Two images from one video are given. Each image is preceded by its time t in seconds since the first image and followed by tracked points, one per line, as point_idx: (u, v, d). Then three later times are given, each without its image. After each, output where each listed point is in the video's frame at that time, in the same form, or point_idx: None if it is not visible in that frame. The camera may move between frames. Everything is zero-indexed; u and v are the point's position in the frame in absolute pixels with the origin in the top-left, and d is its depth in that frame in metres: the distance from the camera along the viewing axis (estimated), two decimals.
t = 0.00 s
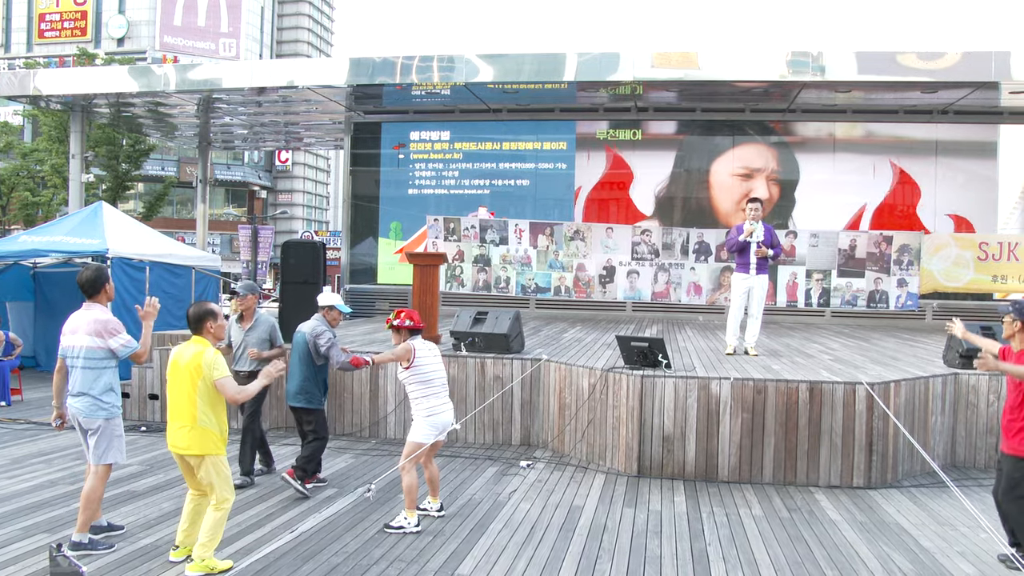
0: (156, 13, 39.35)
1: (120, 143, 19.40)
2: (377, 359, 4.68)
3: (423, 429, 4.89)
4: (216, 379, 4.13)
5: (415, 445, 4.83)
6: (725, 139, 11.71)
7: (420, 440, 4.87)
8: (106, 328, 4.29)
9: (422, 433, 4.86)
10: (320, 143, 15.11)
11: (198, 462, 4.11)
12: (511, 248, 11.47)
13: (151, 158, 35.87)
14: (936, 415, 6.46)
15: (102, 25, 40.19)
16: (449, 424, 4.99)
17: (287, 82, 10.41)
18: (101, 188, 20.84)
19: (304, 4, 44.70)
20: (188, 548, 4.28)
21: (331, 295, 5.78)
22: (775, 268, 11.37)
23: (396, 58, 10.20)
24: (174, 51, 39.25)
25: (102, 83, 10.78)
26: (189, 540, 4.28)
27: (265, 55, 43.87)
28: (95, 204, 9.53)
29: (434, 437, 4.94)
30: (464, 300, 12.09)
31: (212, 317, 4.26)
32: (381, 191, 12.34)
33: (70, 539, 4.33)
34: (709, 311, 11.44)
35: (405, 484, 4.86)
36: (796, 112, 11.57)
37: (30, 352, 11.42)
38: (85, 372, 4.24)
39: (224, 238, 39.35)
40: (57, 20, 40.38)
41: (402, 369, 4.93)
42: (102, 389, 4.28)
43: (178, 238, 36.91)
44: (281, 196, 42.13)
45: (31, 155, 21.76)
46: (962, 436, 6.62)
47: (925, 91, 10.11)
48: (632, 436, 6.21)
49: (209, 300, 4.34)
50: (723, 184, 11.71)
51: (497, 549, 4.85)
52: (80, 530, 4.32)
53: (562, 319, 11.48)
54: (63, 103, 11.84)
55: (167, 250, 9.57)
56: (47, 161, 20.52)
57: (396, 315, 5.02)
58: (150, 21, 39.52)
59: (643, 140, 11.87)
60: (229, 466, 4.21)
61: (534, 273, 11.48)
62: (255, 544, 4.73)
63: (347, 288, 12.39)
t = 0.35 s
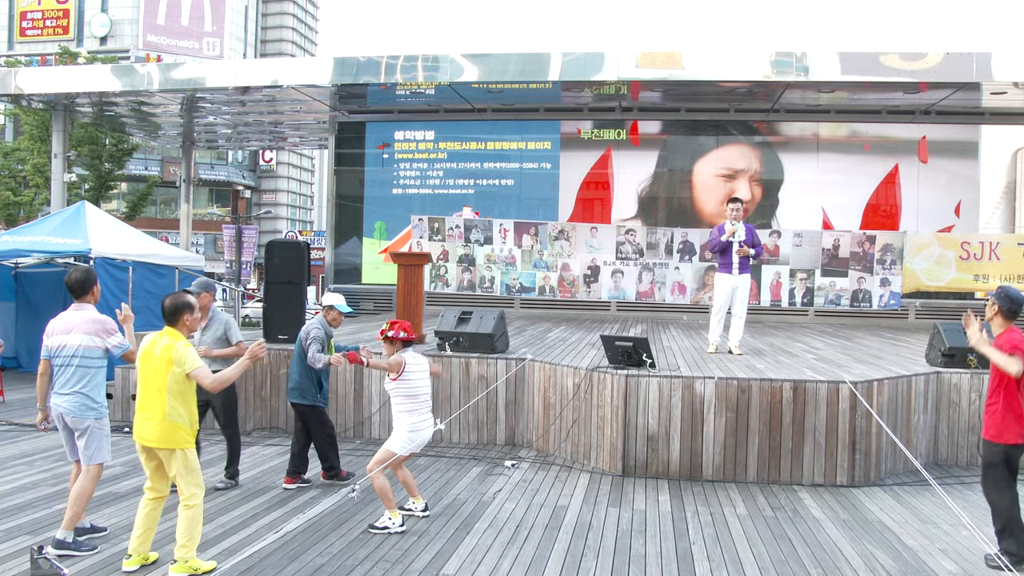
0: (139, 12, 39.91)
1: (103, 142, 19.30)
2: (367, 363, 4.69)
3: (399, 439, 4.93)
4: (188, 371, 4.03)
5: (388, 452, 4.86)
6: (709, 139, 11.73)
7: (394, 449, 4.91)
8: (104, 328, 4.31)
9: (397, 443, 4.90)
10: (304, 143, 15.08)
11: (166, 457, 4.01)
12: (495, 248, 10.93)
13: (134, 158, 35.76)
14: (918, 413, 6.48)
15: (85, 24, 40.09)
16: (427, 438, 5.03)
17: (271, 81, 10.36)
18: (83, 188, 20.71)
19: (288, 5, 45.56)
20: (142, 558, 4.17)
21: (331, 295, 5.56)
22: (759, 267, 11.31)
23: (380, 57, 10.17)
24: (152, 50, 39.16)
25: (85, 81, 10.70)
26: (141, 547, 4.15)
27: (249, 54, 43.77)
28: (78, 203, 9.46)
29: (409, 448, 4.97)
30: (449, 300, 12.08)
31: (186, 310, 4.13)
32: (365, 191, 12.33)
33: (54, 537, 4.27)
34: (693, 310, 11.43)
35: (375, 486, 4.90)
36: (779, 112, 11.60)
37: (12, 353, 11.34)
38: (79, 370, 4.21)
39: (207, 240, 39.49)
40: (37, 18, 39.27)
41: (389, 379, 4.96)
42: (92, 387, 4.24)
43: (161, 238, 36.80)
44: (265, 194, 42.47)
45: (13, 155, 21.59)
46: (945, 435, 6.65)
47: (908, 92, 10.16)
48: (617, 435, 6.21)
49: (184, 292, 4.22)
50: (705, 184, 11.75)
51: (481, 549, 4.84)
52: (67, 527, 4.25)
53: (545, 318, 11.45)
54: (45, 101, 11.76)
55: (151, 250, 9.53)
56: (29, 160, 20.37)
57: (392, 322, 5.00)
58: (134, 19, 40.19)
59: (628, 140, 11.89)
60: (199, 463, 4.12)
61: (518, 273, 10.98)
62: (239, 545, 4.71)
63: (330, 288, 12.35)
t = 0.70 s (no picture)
0: (114, 10, 39.36)
1: (78, 141, 19.14)
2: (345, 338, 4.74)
3: (386, 424, 4.90)
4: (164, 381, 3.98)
5: (380, 441, 4.84)
6: (687, 138, 11.78)
7: (385, 436, 4.88)
8: (62, 330, 4.21)
9: (386, 429, 4.88)
10: (281, 142, 15.01)
11: (140, 459, 3.97)
12: (474, 248, 10.88)
13: (111, 157, 35.57)
14: (895, 411, 6.52)
15: (60, 21, 39.69)
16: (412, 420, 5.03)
17: (249, 81, 10.30)
18: (58, 187, 20.54)
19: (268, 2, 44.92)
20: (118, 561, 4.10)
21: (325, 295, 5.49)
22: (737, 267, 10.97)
23: (359, 56, 10.14)
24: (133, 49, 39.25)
25: (61, 80, 10.60)
26: (117, 550, 4.08)
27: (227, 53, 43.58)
28: (54, 203, 9.39)
29: (397, 433, 4.95)
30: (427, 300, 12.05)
31: (166, 315, 4.09)
32: (343, 191, 12.28)
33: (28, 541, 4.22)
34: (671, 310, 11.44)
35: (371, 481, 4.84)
36: (758, 112, 11.65)
37: None
38: (38, 372, 4.18)
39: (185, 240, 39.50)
40: (13, 16, 39.40)
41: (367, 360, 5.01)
42: (54, 388, 4.19)
43: (138, 238, 36.67)
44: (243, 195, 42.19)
45: None
46: (921, 432, 6.69)
47: (884, 92, 10.24)
48: (596, 435, 6.22)
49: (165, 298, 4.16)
50: (681, 184, 11.82)
51: (460, 549, 4.83)
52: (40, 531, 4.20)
53: (523, 318, 11.43)
54: (20, 100, 11.64)
55: (128, 250, 9.48)
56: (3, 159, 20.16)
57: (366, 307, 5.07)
58: (110, 18, 39.53)
59: (607, 139, 11.91)
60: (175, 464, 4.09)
61: (497, 273, 10.92)
62: (216, 547, 4.68)
63: (307, 288, 12.30)
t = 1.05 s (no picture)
0: (80, 7, 38.97)
1: (43, 140, 18.91)
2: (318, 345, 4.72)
3: (353, 429, 4.92)
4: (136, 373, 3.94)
5: (346, 444, 4.85)
6: (656, 138, 11.85)
7: (350, 441, 4.88)
8: None
9: (352, 434, 4.89)
10: (250, 142, 14.91)
11: (121, 459, 3.92)
12: (443, 247, 10.86)
13: (76, 156, 35.27)
14: (861, 409, 6.57)
15: (23, 18, 39.15)
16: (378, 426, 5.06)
17: (217, 79, 10.21)
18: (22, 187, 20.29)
19: (235, 1, 45.08)
20: (95, 555, 4.12)
21: (305, 295, 5.46)
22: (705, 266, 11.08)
23: (328, 55, 10.11)
24: (99, 47, 39.38)
25: (26, 78, 10.45)
26: (94, 544, 4.10)
27: (194, 51, 43.40)
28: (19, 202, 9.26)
29: (363, 439, 4.97)
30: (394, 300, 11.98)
31: (133, 310, 4.08)
32: (311, 191, 12.21)
33: None
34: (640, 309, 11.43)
35: (331, 484, 4.86)
36: (726, 112, 11.73)
37: None
38: None
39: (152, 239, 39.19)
40: None
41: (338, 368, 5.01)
42: None
43: (103, 238, 36.46)
44: (211, 195, 42.74)
45: None
46: (887, 429, 6.75)
47: (850, 93, 10.36)
48: (565, 434, 6.23)
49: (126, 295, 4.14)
50: (654, 183, 11.85)
51: (430, 549, 4.82)
52: None
53: (491, 318, 11.34)
54: None
55: (93, 251, 9.43)
56: None
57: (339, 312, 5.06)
58: (74, 15, 38.98)
59: (577, 139, 11.93)
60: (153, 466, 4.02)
61: (466, 272, 10.90)
62: (183, 549, 4.64)
63: (274, 288, 12.21)
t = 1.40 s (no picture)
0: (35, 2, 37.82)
1: None
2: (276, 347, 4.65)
3: (314, 433, 4.84)
4: (91, 382, 3.92)
5: (305, 447, 4.77)
6: (618, 138, 11.90)
7: (309, 445, 4.81)
8: None
9: (312, 438, 4.82)
10: (210, 141, 14.71)
11: (75, 464, 3.90)
12: (405, 247, 10.83)
13: (33, 154, 34.63)
14: (820, 406, 6.64)
15: None
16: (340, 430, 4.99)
17: (177, 77, 10.07)
18: None
19: None
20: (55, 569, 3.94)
21: (278, 294, 5.38)
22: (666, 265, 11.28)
23: (289, 54, 10.04)
24: (56, 43, 38.72)
25: None
26: (53, 557, 3.92)
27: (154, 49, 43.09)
28: None
29: (324, 442, 4.90)
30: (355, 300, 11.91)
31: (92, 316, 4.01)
32: (272, 190, 12.12)
33: None
34: (602, 308, 11.47)
35: (292, 486, 4.78)
36: (687, 112, 11.82)
37: None
38: None
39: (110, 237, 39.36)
40: None
41: (298, 371, 4.94)
42: None
43: (61, 238, 36.11)
44: (170, 194, 42.28)
45: None
46: (846, 427, 6.84)
47: (809, 94, 10.48)
48: (528, 433, 6.23)
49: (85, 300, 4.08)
50: (610, 183, 11.90)
51: (393, 549, 4.80)
52: None
53: (453, 319, 11.26)
54: None
55: (49, 251, 9.44)
56: None
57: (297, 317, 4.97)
58: (29, 10, 37.78)
59: (538, 138, 11.95)
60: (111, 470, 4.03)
61: (428, 272, 10.88)
62: (143, 553, 4.57)
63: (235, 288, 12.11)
